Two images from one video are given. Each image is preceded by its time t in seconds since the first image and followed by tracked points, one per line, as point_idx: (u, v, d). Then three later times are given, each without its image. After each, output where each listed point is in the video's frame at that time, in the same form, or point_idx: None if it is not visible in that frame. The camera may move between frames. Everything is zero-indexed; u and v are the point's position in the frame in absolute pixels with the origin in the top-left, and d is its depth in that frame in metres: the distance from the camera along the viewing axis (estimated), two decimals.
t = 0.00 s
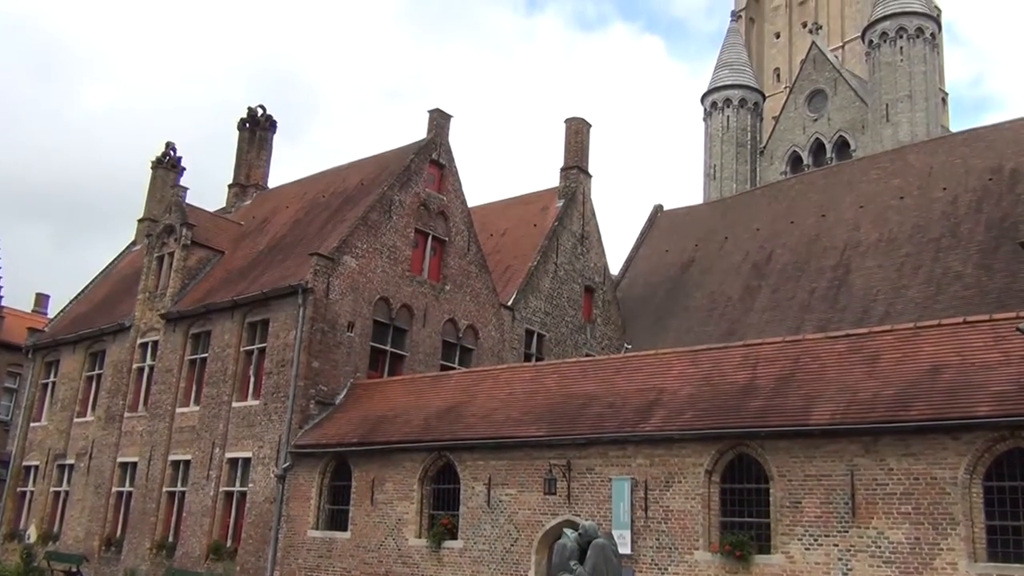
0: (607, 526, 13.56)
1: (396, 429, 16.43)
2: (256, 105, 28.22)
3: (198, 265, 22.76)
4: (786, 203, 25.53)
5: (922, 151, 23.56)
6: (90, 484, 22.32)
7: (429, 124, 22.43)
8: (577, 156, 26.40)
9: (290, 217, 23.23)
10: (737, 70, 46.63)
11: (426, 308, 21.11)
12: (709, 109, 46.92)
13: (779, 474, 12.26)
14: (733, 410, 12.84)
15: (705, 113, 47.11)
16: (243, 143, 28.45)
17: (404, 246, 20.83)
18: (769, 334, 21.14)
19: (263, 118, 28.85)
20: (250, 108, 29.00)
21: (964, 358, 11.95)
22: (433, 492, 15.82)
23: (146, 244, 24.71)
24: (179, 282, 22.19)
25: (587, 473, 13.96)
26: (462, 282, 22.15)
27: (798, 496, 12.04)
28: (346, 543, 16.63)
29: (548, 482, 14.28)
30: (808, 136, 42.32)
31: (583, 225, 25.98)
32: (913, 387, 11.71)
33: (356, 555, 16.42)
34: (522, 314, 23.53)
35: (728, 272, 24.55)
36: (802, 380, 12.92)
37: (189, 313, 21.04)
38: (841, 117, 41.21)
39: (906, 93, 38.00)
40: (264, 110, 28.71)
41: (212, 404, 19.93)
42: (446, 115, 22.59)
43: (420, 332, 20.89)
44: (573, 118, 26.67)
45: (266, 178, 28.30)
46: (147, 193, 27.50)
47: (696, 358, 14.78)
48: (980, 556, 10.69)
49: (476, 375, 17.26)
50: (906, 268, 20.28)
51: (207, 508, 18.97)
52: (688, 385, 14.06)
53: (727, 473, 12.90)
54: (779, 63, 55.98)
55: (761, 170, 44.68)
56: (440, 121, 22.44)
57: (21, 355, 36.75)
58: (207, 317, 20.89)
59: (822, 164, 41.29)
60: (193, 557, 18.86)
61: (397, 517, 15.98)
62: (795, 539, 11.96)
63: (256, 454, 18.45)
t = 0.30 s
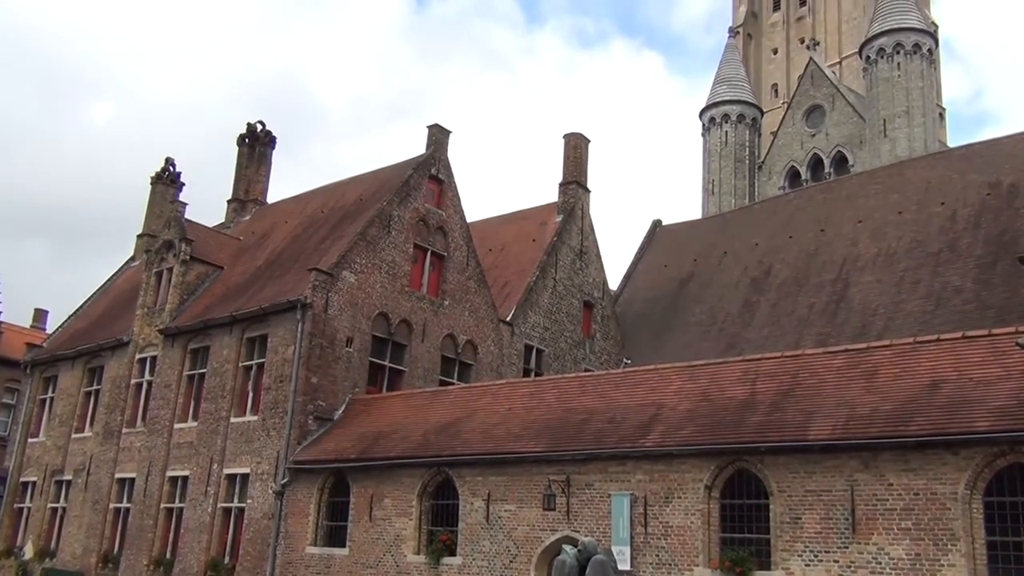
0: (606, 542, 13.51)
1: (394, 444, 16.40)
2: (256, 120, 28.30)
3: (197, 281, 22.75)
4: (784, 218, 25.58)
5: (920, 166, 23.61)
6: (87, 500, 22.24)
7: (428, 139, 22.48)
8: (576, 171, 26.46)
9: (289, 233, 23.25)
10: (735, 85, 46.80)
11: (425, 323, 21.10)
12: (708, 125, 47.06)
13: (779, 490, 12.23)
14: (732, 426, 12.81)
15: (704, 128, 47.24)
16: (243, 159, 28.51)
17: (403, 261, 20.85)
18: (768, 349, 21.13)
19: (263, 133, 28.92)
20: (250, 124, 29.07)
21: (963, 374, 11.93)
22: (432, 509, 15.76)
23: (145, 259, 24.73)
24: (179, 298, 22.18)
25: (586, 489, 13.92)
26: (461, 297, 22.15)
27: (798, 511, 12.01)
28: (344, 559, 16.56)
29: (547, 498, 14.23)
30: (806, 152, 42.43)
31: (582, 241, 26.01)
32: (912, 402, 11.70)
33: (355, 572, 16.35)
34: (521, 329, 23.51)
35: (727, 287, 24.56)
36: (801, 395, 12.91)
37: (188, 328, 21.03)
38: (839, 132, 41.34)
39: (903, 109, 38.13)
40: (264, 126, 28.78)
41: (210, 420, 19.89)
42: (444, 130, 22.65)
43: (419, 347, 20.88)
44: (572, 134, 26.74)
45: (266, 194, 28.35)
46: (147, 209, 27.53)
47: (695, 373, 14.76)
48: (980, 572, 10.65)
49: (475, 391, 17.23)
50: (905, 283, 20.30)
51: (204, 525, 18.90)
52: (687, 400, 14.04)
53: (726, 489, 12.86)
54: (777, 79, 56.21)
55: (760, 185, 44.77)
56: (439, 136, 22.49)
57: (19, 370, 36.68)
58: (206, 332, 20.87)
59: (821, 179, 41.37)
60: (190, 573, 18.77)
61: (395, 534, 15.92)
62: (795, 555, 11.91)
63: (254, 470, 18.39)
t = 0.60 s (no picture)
0: (605, 560, 13.46)
1: (392, 461, 16.36)
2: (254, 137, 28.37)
3: (195, 297, 22.74)
4: (782, 234, 25.63)
5: (916, 182, 23.69)
6: (83, 518, 22.14)
7: (426, 156, 22.54)
8: (573, 187, 26.54)
9: (287, 249, 23.26)
10: (732, 102, 46.99)
11: (423, 339, 21.09)
12: (705, 141, 47.22)
13: (778, 506, 12.20)
14: (731, 442, 12.79)
15: (701, 145, 47.39)
16: (241, 175, 28.56)
17: (401, 277, 20.86)
18: (767, 365, 21.12)
19: (261, 150, 28.98)
20: (248, 141, 29.14)
21: (961, 390, 11.94)
22: (431, 526, 15.71)
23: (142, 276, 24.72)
24: (177, 314, 22.17)
25: (584, 505, 13.88)
26: (459, 313, 22.15)
27: (797, 528, 11.97)
28: None
29: (545, 515, 14.19)
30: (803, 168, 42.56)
31: (580, 257, 26.04)
32: (911, 418, 11.70)
33: None
34: (519, 345, 23.50)
35: (725, 303, 24.58)
36: (800, 411, 12.90)
37: (186, 345, 21.01)
38: (835, 149, 41.47)
39: (899, 125, 38.29)
40: (262, 143, 28.84)
41: (207, 436, 19.83)
42: (442, 147, 22.71)
43: (417, 363, 20.86)
44: (569, 150, 26.82)
45: (264, 210, 28.38)
46: (145, 225, 27.56)
47: (692, 390, 14.76)
48: None
49: (473, 407, 17.21)
50: (902, 299, 20.33)
51: (202, 542, 18.81)
52: (686, 417, 14.03)
53: (725, 505, 12.83)
54: (774, 96, 56.43)
55: (757, 201, 44.87)
56: (437, 152, 22.55)
57: (17, 387, 36.59)
58: (203, 349, 20.84)
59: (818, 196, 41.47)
60: None
61: (393, 551, 15.84)
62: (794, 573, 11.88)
63: (251, 487, 18.33)
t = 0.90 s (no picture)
0: None
1: (390, 479, 16.30)
2: (254, 154, 28.43)
3: (193, 314, 22.72)
4: (780, 251, 25.66)
5: (913, 199, 23.74)
6: (79, 536, 22.03)
7: (424, 173, 22.58)
8: (572, 205, 26.60)
9: (286, 266, 23.26)
10: (730, 119, 47.16)
11: (421, 356, 21.05)
12: (702, 158, 47.36)
13: (777, 524, 12.15)
14: (730, 460, 12.75)
15: (699, 162, 47.51)
16: (240, 193, 28.60)
17: (399, 294, 20.86)
18: (766, 382, 21.09)
19: (260, 168, 29.03)
20: (248, 158, 29.19)
21: (960, 407, 11.91)
22: (429, 544, 15.63)
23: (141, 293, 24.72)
24: (175, 331, 22.14)
25: (583, 523, 13.82)
26: (457, 330, 22.14)
27: (797, 546, 11.92)
28: None
29: (544, 533, 14.12)
30: (800, 185, 42.64)
31: (578, 273, 26.05)
32: (910, 435, 11.67)
33: None
34: (518, 362, 23.46)
35: (724, 320, 24.57)
36: (799, 428, 12.87)
37: (184, 362, 20.98)
38: (833, 166, 41.57)
39: (897, 142, 38.42)
40: (262, 160, 28.90)
41: (205, 454, 19.76)
42: (441, 164, 22.76)
43: (416, 381, 20.83)
44: (567, 167, 26.88)
45: (263, 227, 28.41)
46: (143, 242, 27.57)
47: (691, 407, 14.73)
48: None
49: (471, 425, 17.17)
50: (901, 315, 20.33)
51: (198, 561, 18.71)
52: (685, 434, 13.99)
53: (724, 523, 12.78)
54: (771, 113, 56.64)
55: (756, 218, 44.94)
56: (436, 170, 22.59)
57: (14, 405, 36.49)
58: (201, 366, 20.81)
59: (816, 213, 41.54)
60: None
61: (390, 570, 15.75)
62: None
63: (248, 505, 18.25)
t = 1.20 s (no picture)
0: None
1: (389, 497, 16.24)
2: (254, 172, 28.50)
3: (192, 331, 22.69)
4: (779, 268, 25.67)
5: (912, 217, 23.78)
6: (77, 554, 21.92)
7: (424, 190, 22.62)
8: (571, 222, 26.64)
9: (285, 283, 23.25)
10: (729, 137, 47.30)
11: (420, 374, 21.01)
12: (701, 176, 47.46)
13: (778, 542, 12.10)
14: (730, 477, 12.71)
15: (698, 179, 47.61)
16: (239, 210, 28.64)
17: (398, 311, 20.85)
18: (766, 399, 21.05)
19: (260, 185, 29.10)
20: (248, 176, 29.25)
21: (961, 424, 11.89)
22: (428, 563, 15.54)
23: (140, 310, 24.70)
24: (174, 349, 22.11)
25: (583, 542, 13.75)
26: (457, 347, 22.12)
27: (798, 564, 11.86)
28: None
29: (544, 551, 14.05)
30: (799, 203, 42.69)
31: (578, 291, 26.05)
32: (911, 453, 11.64)
33: None
34: (517, 380, 23.42)
35: (723, 337, 24.55)
36: (800, 446, 12.84)
37: (183, 380, 20.94)
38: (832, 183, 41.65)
39: (895, 160, 38.52)
40: (261, 178, 28.96)
41: (203, 472, 19.69)
42: (440, 182, 22.80)
43: (415, 399, 20.78)
44: (567, 185, 26.93)
45: (262, 244, 28.43)
46: (143, 260, 27.58)
47: (692, 424, 14.70)
48: None
49: (470, 442, 17.12)
50: (901, 332, 20.32)
51: None
52: (685, 451, 13.95)
53: (725, 541, 12.72)
54: (769, 131, 56.81)
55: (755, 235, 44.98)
56: (435, 187, 22.63)
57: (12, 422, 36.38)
58: (200, 384, 20.76)
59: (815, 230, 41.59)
60: None
61: None
62: None
63: (246, 523, 18.16)
